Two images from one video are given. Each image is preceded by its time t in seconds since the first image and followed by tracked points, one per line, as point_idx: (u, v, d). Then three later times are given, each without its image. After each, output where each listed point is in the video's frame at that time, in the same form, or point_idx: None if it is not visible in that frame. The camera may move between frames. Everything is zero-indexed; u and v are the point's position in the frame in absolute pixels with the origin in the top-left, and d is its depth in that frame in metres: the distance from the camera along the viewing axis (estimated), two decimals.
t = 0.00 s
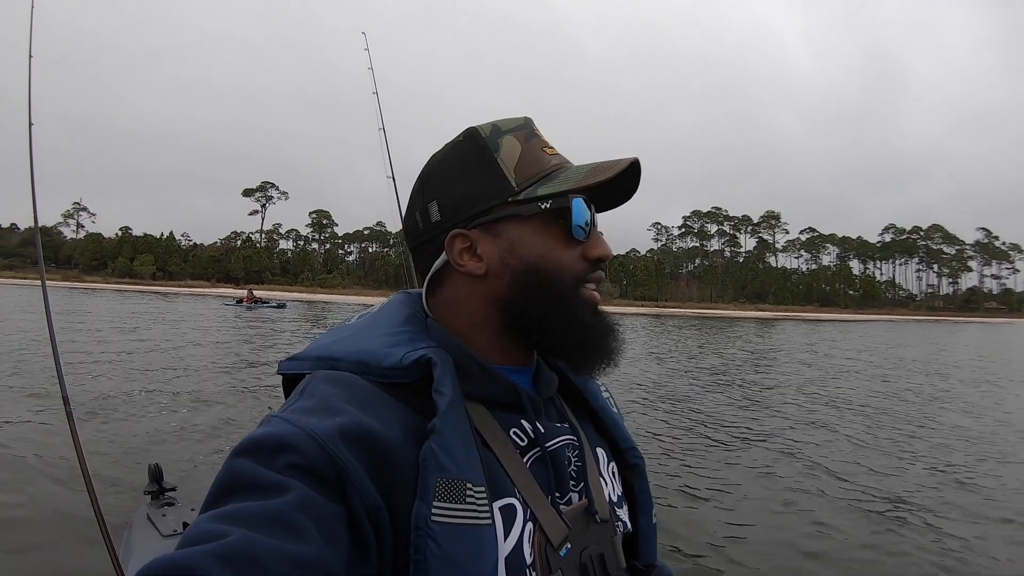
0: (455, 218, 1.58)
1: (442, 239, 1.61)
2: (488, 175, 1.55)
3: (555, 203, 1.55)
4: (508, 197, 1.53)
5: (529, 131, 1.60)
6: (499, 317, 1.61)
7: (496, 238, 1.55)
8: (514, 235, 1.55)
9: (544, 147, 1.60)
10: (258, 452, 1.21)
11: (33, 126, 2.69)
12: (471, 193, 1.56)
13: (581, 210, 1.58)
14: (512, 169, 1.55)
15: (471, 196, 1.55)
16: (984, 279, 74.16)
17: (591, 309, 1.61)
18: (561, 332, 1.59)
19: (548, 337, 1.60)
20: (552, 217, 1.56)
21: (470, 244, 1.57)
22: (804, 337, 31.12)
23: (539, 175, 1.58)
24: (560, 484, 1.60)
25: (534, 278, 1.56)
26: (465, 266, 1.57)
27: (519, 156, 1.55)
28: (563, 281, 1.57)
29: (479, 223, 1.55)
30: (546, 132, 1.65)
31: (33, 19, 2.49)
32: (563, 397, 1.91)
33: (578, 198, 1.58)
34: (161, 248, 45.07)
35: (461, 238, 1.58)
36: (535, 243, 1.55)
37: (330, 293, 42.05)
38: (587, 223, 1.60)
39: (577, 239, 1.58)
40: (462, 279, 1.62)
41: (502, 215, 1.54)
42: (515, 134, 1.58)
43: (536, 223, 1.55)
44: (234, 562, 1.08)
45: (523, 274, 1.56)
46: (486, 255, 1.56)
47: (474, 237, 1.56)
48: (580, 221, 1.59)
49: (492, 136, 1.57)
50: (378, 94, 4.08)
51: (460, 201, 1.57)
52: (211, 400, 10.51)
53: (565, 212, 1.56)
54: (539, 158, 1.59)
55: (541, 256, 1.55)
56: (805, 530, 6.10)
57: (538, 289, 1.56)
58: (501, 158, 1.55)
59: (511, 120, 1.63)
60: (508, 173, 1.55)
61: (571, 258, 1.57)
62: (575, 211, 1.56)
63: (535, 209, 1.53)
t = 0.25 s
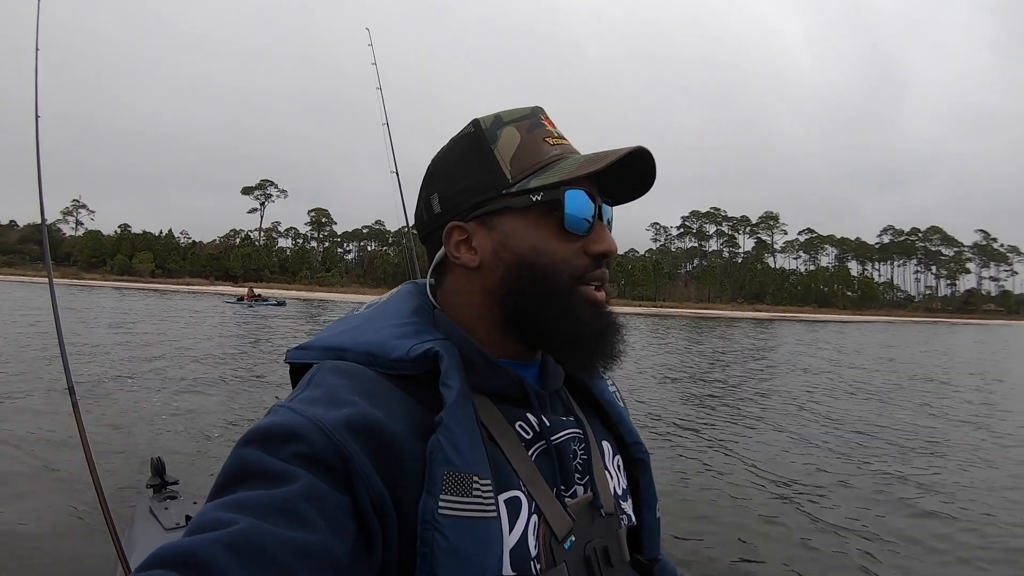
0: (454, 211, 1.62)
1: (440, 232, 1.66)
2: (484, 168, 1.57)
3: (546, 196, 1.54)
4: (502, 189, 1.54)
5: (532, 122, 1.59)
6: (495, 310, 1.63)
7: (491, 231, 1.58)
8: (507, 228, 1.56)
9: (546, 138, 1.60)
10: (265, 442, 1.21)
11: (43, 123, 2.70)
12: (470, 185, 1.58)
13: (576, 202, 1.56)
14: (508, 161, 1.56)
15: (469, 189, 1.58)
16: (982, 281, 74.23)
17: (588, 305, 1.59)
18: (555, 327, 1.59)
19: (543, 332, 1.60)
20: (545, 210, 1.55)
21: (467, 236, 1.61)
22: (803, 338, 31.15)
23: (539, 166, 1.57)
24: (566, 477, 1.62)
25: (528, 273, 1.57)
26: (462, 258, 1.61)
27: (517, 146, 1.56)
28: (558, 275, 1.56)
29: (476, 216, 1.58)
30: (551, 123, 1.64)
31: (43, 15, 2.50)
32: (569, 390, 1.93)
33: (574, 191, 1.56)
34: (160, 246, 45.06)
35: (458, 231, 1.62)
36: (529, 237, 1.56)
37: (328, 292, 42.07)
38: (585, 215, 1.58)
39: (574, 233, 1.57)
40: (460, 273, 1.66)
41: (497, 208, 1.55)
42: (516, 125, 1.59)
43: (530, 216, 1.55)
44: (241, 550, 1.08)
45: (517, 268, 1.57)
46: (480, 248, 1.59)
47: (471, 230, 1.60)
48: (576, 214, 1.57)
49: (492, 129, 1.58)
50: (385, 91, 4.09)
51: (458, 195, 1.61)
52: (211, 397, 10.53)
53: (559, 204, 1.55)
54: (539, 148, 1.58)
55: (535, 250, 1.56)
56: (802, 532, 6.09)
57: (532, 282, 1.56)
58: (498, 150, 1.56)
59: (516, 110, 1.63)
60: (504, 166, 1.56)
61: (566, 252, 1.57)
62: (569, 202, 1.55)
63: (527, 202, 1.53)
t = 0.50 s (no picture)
0: (442, 218, 1.65)
1: (431, 241, 1.69)
2: (468, 174, 1.59)
3: (520, 198, 1.53)
4: (481, 193, 1.55)
5: (515, 125, 1.60)
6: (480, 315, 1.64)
7: (474, 236, 1.59)
8: (488, 233, 1.57)
9: (528, 140, 1.59)
10: (269, 451, 1.21)
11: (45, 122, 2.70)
12: (455, 192, 1.61)
13: (551, 202, 1.55)
14: (488, 167, 1.57)
15: (454, 196, 1.61)
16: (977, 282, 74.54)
17: (570, 309, 1.56)
18: (536, 331, 1.57)
19: (525, 336, 1.59)
20: (521, 213, 1.54)
21: (454, 243, 1.63)
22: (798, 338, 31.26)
23: (519, 168, 1.56)
24: (568, 484, 1.62)
25: (505, 276, 1.56)
26: (449, 265, 1.63)
27: (497, 151, 1.57)
28: (537, 277, 1.55)
29: (459, 223, 1.61)
30: (537, 125, 1.63)
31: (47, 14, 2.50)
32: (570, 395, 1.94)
33: (551, 192, 1.55)
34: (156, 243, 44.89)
35: (446, 238, 1.64)
36: (509, 240, 1.56)
37: (325, 290, 42.05)
38: (564, 215, 1.56)
39: (555, 234, 1.56)
40: (450, 279, 1.68)
41: (477, 213, 1.56)
42: (499, 131, 1.60)
43: (509, 220, 1.55)
44: (246, 560, 1.08)
45: (497, 271, 1.57)
46: (465, 254, 1.61)
47: (457, 237, 1.62)
48: (553, 215, 1.55)
49: (475, 136, 1.60)
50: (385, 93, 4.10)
51: (444, 204, 1.64)
52: (209, 395, 10.52)
53: (534, 205, 1.54)
54: (519, 151, 1.58)
55: (513, 253, 1.55)
56: (799, 535, 6.09)
57: (511, 286, 1.56)
58: (480, 154, 1.57)
59: (502, 115, 1.64)
60: (483, 171, 1.57)
61: (544, 254, 1.55)
62: (543, 202, 1.54)
63: (502, 205, 1.53)
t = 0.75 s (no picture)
0: (436, 224, 1.68)
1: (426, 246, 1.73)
2: (459, 181, 1.61)
3: (501, 205, 1.54)
4: (468, 201, 1.57)
5: (506, 131, 1.60)
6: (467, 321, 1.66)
7: (463, 243, 1.62)
8: (474, 239, 1.59)
9: (518, 145, 1.59)
10: (274, 453, 1.22)
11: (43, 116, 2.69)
12: (447, 198, 1.64)
13: (531, 209, 1.55)
14: (477, 173, 1.59)
15: (446, 201, 1.64)
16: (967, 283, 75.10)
17: (552, 316, 1.56)
18: (516, 338, 1.58)
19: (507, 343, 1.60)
20: (502, 220, 1.56)
21: (446, 249, 1.67)
22: (790, 337, 31.42)
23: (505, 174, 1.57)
24: (566, 486, 1.64)
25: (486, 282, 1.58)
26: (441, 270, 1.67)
27: (486, 157, 1.58)
28: (518, 283, 1.55)
29: (450, 229, 1.64)
30: (530, 130, 1.63)
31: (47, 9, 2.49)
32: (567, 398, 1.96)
33: (533, 199, 1.55)
34: (149, 239, 44.66)
35: (440, 243, 1.68)
36: (491, 247, 1.57)
37: (320, 286, 41.97)
38: (546, 222, 1.56)
39: (538, 242, 1.56)
40: (444, 284, 1.72)
41: (465, 220, 1.59)
42: (491, 137, 1.61)
43: (494, 227, 1.56)
44: (250, 559, 1.09)
45: (480, 277, 1.59)
46: (455, 261, 1.65)
47: (449, 243, 1.65)
48: (534, 222, 1.55)
49: (468, 142, 1.62)
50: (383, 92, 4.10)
51: (437, 210, 1.67)
52: (203, 392, 10.49)
53: (515, 211, 1.54)
54: (507, 156, 1.58)
55: (494, 260, 1.57)
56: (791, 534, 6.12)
57: (493, 294, 1.57)
58: (471, 161, 1.59)
59: (496, 120, 1.65)
60: (472, 178, 1.59)
61: (524, 261, 1.56)
62: (523, 209, 1.54)
63: (486, 212, 1.55)
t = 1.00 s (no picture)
0: (415, 218, 1.73)
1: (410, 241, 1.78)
2: (432, 174, 1.65)
3: (462, 192, 1.56)
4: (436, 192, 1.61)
5: (473, 122, 1.62)
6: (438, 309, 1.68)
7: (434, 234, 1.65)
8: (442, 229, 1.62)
9: (484, 134, 1.59)
10: (264, 452, 1.22)
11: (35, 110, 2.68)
12: (422, 191, 1.68)
13: (490, 196, 1.56)
14: (445, 165, 1.62)
15: (422, 194, 1.67)
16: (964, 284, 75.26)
17: (518, 300, 1.55)
18: (478, 324, 1.58)
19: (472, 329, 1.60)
20: (465, 208, 1.57)
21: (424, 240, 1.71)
22: (787, 337, 31.48)
23: (470, 162, 1.58)
24: (560, 480, 1.64)
25: (453, 269, 1.59)
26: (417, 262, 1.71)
27: (454, 149, 1.61)
28: (483, 269, 1.56)
29: (424, 221, 1.69)
30: (500, 118, 1.63)
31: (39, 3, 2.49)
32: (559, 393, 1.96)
33: (491, 186, 1.56)
34: (146, 235, 44.51)
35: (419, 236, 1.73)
36: (458, 235, 1.59)
37: (317, 283, 41.95)
38: (507, 208, 1.57)
39: (499, 228, 1.56)
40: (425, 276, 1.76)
41: (433, 210, 1.62)
42: (462, 129, 1.63)
43: (457, 215, 1.59)
44: (241, 558, 1.09)
45: (447, 265, 1.60)
46: (429, 251, 1.68)
47: (425, 235, 1.70)
48: (496, 208, 1.57)
49: (441, 136, 1.66)
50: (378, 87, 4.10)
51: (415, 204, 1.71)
52: (200, 388, 10.48)
53: (474, 199, 1.56)
54: (473, 146, 1.59)
55: (459, 247, 1.58)
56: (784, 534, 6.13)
57: (455, 280, 1.58)
58: (441, 154, 1.63)
59: (470, 112, 1.67)
60: (441, 170, 1.62)
61: (486, 247, 1.56)
62: (482, 196, 1.55)
63: (448, 201, 1.57)
